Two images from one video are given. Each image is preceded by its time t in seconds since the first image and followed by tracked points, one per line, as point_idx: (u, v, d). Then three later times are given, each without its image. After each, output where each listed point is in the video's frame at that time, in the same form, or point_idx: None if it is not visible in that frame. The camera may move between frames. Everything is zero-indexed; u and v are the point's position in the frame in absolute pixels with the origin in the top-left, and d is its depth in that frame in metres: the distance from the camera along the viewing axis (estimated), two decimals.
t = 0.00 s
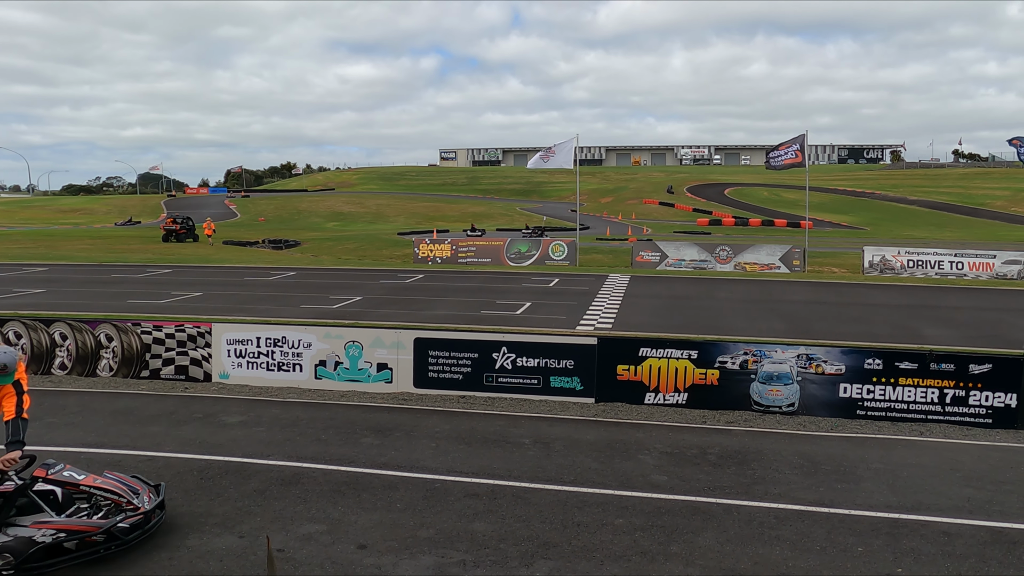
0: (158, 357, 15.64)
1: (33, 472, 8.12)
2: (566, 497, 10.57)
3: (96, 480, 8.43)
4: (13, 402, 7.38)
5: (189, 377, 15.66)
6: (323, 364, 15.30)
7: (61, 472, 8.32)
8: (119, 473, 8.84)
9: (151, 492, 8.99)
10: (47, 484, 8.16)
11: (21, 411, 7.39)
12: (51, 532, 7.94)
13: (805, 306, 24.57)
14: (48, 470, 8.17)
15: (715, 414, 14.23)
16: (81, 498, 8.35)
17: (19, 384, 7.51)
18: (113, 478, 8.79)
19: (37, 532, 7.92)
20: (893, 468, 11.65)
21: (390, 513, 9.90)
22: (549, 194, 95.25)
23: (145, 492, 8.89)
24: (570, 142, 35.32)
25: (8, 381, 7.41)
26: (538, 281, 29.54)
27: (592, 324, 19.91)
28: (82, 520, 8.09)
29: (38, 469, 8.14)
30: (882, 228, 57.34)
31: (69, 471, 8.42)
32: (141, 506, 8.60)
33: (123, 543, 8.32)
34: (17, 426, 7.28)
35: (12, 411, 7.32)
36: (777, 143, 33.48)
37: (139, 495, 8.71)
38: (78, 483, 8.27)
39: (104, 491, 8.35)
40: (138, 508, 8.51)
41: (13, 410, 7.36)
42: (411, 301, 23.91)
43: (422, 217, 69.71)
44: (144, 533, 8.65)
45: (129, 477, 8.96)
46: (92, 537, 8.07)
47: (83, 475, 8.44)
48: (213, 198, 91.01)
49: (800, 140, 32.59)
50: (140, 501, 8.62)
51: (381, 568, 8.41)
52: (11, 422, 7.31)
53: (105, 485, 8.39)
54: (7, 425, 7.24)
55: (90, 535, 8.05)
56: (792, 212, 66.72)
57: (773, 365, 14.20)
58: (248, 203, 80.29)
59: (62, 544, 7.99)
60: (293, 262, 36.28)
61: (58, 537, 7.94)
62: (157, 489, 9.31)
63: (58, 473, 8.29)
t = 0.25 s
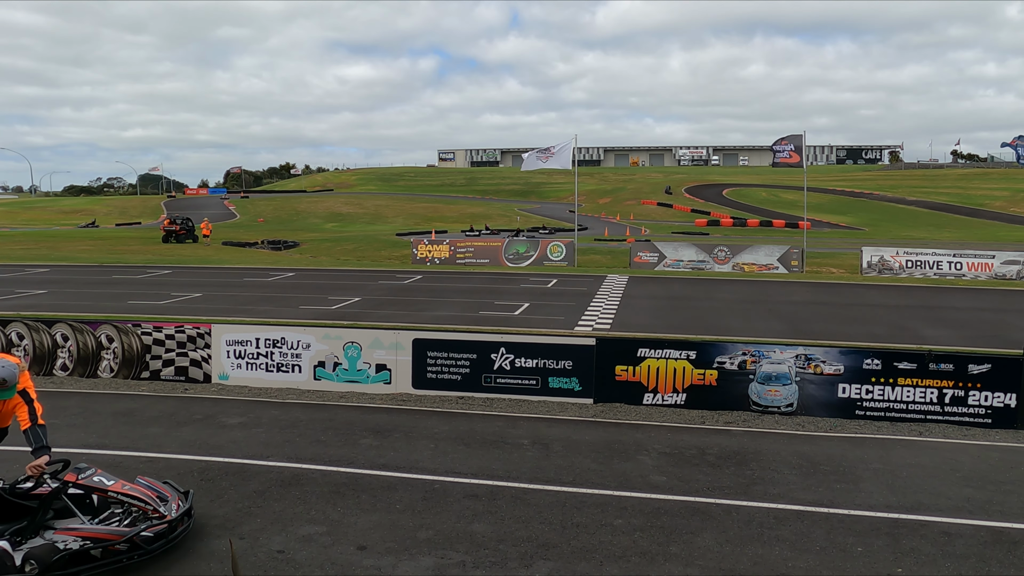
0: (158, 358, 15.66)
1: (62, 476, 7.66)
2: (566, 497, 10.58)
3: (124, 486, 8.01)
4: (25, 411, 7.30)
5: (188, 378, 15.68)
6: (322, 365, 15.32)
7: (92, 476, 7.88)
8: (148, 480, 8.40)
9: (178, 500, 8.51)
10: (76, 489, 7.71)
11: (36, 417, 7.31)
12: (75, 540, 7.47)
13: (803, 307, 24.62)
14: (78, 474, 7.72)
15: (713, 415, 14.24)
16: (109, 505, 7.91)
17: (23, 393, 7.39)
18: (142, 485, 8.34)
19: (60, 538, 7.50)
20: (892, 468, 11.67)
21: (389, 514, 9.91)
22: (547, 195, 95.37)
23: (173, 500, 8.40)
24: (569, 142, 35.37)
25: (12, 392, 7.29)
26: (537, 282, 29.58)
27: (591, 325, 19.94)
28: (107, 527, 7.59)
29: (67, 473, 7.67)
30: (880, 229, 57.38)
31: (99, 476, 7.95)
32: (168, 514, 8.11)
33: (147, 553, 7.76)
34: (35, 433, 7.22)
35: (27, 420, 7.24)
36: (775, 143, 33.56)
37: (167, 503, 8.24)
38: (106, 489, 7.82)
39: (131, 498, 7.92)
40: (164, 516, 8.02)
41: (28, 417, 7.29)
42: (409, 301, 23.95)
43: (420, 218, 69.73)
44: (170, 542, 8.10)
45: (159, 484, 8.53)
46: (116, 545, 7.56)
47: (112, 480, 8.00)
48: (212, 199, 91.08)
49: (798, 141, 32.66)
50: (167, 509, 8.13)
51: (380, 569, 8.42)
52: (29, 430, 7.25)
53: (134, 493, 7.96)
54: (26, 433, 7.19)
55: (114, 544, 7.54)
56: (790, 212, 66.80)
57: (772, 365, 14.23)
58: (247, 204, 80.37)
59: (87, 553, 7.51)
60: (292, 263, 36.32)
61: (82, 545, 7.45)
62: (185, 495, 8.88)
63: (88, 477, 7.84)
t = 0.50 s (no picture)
0: (155, 358, 15.64)
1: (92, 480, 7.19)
2: (563, 497, 10.59)
3: (152, 494, 7.42)
4: (50, 419, 7.06)
5: (185, 378, 15.67)
6: (318, 365, 15.32)
7: (120, 482, 7.38)
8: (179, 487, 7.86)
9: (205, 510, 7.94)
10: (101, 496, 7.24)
11: (62, 423, 7.09)
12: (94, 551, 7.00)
13: (800, 306, 24.68)
14: (105, 480, 7.22)
15: (709, 414, 14.27)
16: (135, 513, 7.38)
17: (45, 401, 7.14)
18: (173, 494, 7.83)
19: (82, 548, 6.99)
20: (889, 467, 11.70)
21: (387, 514, 9.92)
22: (544, 194, 95.46)
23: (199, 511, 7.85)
24: (565, 142, 35.38)
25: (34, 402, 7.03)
26: (534, 281, 29.61)
27: (587, 324, 19.97)
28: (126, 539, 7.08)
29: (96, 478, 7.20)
30: (876, 228, 57.50)
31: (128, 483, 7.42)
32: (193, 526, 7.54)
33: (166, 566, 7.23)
34: (64, 439, 7.03)
35: (53, 427, 7.03)
36: (771, 142, 33.58)
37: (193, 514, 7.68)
38: (131, 498, 7.29)
39: (156, 508, 7.34)
40: (189, 527, 7.43)
41: (54, 424, 7.07)
42: (406, 301, 23.96)
43: (416, 217, 69.72)
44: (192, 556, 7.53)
45: (191, 493, 7.97)
46: (134, 558, 7.06)
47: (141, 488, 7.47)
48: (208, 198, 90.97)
49: (794, 141, 32.73)
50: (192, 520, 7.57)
51: (378, 569, 8.42)
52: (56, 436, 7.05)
53: (159, 501, 7.37)
54: (55, 440, 7.00)
55: (133, 556, 7.04)
56: (786, 211, 66.94)
57: (768, 365, 14.24)
58: (244, 204, 80.29)
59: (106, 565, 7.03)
60: (288, 262, 36.30)
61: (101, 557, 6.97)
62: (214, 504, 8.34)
63: (116, 484, 7.32)
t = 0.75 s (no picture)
0: (151, 359, 15.62)
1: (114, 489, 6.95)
2: (559, 497, 10.60)
3: (172, 504, 7.11)
4: (80, 418, 6.74)
5: (182, 379, 15.65)
6: (314, 365, 15.31)
7: (143, 491, 7.11)
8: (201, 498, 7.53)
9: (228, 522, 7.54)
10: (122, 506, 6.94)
11: (92, 422, 6.77)
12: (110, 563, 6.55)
13: (796, 306, 24.74)
14: (127, 488, 6.97)
15: (706, 414, 14.29)
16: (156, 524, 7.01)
17: (73, 400, 6.81)
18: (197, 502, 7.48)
19: (100, 559, 6.57)
20: (885, 466, 11.73)
21: (384, 515, 9.91)
22: (540, 195, 95.54)
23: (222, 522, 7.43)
24: (561, 142, 35.39)
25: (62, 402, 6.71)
26: (530, 281, 29.63)
27: (583, 325, 19.99)
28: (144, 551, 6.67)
29: (118, 486, 6.96)
30: (873, 228, 57.59)
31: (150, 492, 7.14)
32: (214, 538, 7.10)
33: None
34: (95, 439, 6.72)
35: (84, 426, 6.72)
36: (766, 143, 33.61)
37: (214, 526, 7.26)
38: (151, 507, 6.98)
39: (177, 518, 7.01)
40: (208, 539, 6.97)
41: (84, 424, 6.76)
42: (402, 302, 23.95)
43: (412, 217, 69.70)
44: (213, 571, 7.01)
45: (215, 503, 7.62)
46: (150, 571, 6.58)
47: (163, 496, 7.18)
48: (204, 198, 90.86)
49: (789, 141, 32.78)
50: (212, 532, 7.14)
51: (375, 570, 8.41)
52: (87, 436, 6.74)
53: (180, 511, 7.04)
54: (86, 440, 6.70)
55: (149, 569, 6.56)
56: (783, 211, 67.07)
57: (765, 365, 14.26)
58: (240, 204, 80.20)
59: None
60: (285, 262, 36.28)
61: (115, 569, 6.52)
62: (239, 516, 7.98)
63: (138, 492, 7.06)
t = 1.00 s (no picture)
0: (147, 361, 15.59)
1: (140, 498, 6.61)
2: (556, 499, 10.60)
3: (197, 515, 6.74)
4: (111, 425, 6.62)
5: (178, 381, 15.61)
6: (310, 367, 15.29)
7: (170, 501, 6.77)
8: (230, 509, 7.12)
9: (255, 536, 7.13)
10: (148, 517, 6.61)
11: (125, 429, 6.65)
12: None
13: (791, 307, 24.80)
14: (153, 498, 6.64)
15: (702, 415, 14.30)
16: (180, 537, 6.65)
17: (105, 407, 6.69)
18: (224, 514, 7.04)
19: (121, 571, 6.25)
20: (881, 467, 11.75)
21: (380, 517, 9.90)
22: (535, 196, 95.68)
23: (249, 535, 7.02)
24: (557, 144, 35.43)
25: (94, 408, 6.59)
26: (526, 283, 29.66)
27: (579, 326, 20.01)
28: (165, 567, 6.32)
29: (145, 496, 6.65)
30: (868, 230, 57.72)
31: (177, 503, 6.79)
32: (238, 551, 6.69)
33: None
34: (127, 447, 6.60)
35: (116, 434, 6.60)
36: (761, 145, 33.70)
37: (240, 539, 6.85)
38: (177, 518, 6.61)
39: (201, 530, 6.62)
40: (232, 552, 6.57)
41: (115, 431, 6.64)
42: (398, 304, 23.96)
43: (408, 219, 69.68)
44: None
45: (242, 516, 7.16)
46: None
47: (189, 508, 6.82)
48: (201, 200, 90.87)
49: (784, 143, 32.87)
50: (236, 546, 6.74)
51: (370, 572, 8.39)
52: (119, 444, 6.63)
53: (204, 523, 6.65)
54: (119, 448, 6.57)
55: None
56: (778, 213, 67.25)
57: (760, 366, 14.32)
58: (236, 206, 80.13)
59: None
60: (281, 264, 36.28)
61: None
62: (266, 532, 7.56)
63: (164, 502, 6.73)
